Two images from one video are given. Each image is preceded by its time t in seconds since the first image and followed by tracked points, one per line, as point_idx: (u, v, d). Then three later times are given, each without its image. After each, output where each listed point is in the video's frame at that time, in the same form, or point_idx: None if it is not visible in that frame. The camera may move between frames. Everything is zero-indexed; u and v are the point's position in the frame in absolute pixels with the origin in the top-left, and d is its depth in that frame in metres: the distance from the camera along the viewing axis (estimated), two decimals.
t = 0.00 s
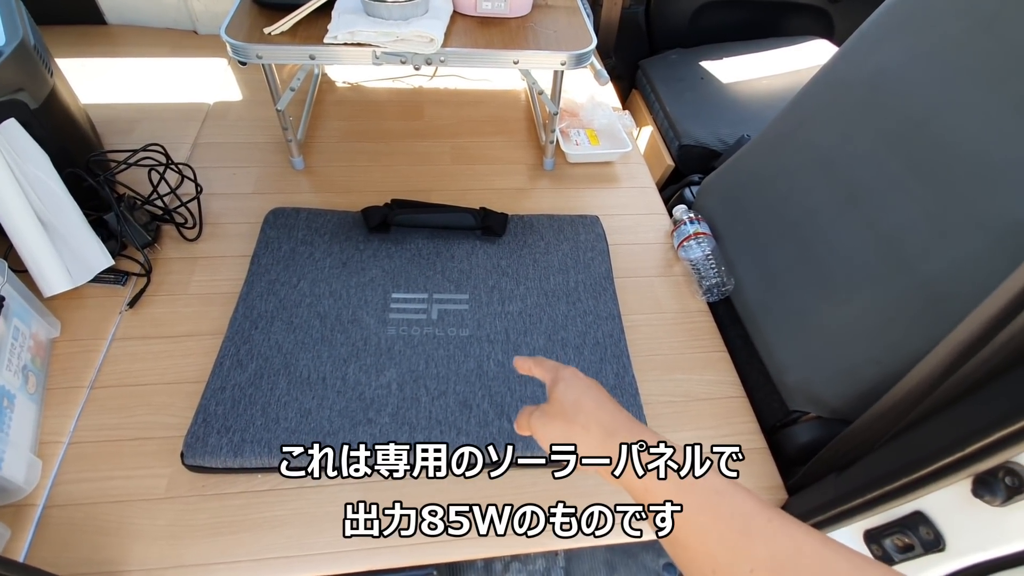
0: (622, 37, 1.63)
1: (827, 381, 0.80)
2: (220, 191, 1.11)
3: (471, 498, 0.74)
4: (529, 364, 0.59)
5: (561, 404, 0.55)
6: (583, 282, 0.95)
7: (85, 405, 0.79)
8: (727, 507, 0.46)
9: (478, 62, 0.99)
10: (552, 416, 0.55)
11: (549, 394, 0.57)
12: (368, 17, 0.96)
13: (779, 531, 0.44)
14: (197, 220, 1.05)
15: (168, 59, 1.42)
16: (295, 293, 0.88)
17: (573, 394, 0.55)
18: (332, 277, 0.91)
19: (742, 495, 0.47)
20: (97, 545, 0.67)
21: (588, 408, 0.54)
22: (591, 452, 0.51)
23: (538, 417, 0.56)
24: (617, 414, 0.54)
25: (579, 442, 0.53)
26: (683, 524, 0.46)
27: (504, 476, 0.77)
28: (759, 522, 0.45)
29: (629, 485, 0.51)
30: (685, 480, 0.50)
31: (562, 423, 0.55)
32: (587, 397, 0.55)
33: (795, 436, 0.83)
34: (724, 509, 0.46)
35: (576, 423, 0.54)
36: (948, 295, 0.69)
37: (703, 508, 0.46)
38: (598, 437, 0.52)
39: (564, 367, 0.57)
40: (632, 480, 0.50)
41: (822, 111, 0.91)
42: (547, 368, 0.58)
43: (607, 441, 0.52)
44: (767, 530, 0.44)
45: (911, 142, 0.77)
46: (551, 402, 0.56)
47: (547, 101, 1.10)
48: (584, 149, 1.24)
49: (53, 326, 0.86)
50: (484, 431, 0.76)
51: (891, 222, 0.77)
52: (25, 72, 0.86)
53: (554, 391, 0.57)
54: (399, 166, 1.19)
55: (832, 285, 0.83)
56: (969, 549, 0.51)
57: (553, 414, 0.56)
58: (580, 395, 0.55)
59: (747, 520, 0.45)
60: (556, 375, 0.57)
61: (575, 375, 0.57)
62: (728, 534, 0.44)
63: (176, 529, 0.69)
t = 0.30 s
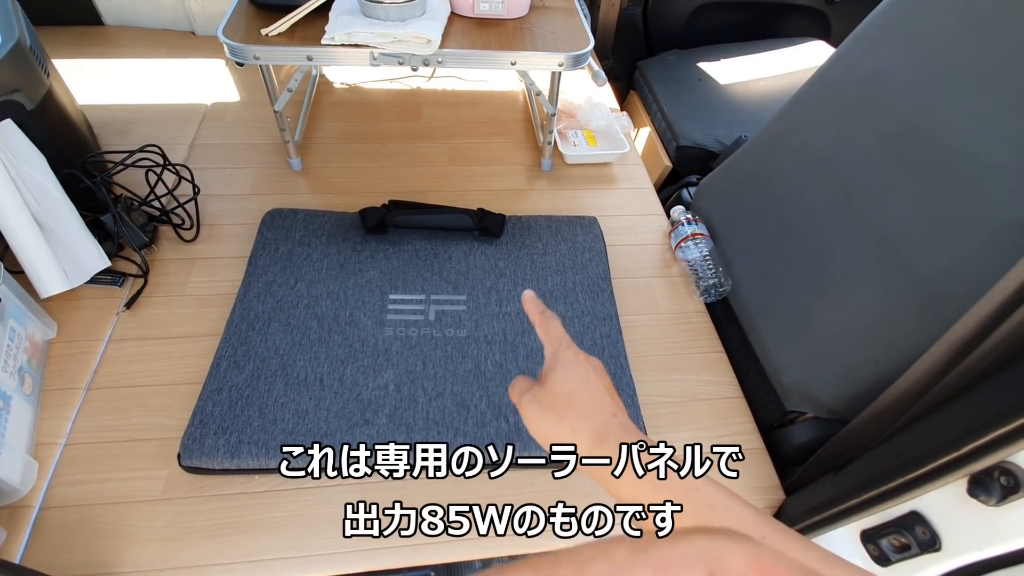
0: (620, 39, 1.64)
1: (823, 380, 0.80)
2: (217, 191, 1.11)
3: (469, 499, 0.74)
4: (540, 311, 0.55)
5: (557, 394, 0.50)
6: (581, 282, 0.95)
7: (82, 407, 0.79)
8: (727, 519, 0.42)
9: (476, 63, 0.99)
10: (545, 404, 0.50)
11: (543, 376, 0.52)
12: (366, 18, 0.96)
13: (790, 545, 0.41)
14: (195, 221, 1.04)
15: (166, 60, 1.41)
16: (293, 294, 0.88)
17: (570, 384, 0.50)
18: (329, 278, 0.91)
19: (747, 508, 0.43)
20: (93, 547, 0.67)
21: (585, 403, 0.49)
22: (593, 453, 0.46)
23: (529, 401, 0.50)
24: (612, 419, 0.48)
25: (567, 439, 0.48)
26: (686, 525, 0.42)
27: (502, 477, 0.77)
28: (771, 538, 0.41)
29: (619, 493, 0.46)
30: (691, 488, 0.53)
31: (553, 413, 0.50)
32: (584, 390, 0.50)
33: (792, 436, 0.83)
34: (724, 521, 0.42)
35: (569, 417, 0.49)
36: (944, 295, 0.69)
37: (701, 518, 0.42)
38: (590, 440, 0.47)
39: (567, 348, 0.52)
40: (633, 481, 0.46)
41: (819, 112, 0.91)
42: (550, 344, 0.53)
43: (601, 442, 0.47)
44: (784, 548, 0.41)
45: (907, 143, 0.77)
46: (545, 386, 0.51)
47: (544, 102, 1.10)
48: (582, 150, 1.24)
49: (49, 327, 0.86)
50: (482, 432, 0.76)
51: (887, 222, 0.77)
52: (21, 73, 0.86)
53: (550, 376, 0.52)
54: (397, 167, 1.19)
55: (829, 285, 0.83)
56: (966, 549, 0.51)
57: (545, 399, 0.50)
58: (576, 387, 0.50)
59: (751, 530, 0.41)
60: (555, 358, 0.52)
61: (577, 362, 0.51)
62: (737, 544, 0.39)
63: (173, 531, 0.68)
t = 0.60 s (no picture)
0: (617, 43, 1.65)
1: (817, 382, 0.80)
2: (216, 194, 1.11)
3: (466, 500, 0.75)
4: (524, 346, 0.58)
5: (552, 410, 0.55)
6: (578, 285, 0.96)
7: (79, 409, 0.79)
8: (721, 524, 0.49)
9: (473, 67, 1.00)
10: (543, 423, 0.55)
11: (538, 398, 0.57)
12: (364, 22, 0.97)
13: (773, 546, 0.47)
14: (193, 223, 1.05)
15: (164, 62, 1.42)
16: (290, 297, 0.89)
17: (565, 399, 0.55)
18: (327, 281, 0.92)
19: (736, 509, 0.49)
20: (90, 549, 0.67)
21: (580, 417, 0.54)
22: (593, 455, 0.52)
23: (529, 422, 0.56)
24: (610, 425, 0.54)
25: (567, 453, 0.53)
26: (684, 525, 0.49)
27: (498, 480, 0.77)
28: (754, 537, 0.48)
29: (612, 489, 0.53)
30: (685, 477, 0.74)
31: (552, 429, 0.55)
32: (580, 404, 0.55)
33: (788, 438, 0.83)
34: (720, 526, 0.49)
35: (566, 432, 0.54)
36: (936, 298, 0.69)
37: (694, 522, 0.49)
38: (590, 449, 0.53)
39: (558, 370, 0.57)
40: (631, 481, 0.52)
41: (813, 117, 0.92)
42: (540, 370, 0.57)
43: (599, 447, 0.53)
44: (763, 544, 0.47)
45: (899, 147, 0.78)
46: (541, 407, 0.56)
47: (541, 106, 1.10)
48: (579, 153, 1.24)
49: (46, 330, 0.86)
50: (478, 434, 0.76)
51: (880, 226, 0.78)
52: (19, 75, 0.86)
53: (545, 395, 0.56)
54: (394, 170, 1.19)
55: (824, 288, 0.83)
56: (958, 549, 0.51)
57: (541, 419, 0.55)
58: (572, 401, 0.55)
59: (743, 536, 0.48)
60: (548, 378, 0.57)
61: (569, 381, 0.56)
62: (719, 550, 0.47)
63: (169, 533, 0.69)
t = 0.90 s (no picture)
0: (614, 46, 1.64)
1: (814, 385, 0.80)
2: (213, 197, 1.11)
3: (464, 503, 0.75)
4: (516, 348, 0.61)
5: (549, 415, 0.54)
6: (575, 288, 0.96)
7: (74, 411, 0.79)
8: (719, 528, 0.50)
9: (471, 70, 1.00)
10: (540, 426, 0.54)
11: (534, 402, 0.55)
12: (361, 25, 0.97)
13: (768, 551, 0.48)
14: (190, 226, 1.05)
15: (162, 65, 1.42)
16: (286, 300, 0.88)
17: (561, 403, 0.55)
18: (324, 284, 0.91)
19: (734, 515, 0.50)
20: (84, 552, 0.67)
21: (577, 421, 0.54)
22: (593, 455, 0.52)
23: (524, 427, 0.54)
24: (605, 428, 0.54)
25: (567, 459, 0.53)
26: (682, 523, 0.50)
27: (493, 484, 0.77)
28: (751, 543, 0.49)
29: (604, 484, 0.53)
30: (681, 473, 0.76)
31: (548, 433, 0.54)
32: (576, 407, 0.55)
33: (785, 441, 0.83)
34: (716, 531, 0.50)
35: (564, 436, 0.53)
36: (932, 302, 0.69)
37: (692, 524, 0.50)
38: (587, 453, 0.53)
39: (554, 375, 0.57)
40: (630, 481, 0.52)
41: (809, 120, 0.92)
42: (536, 374, 0.56)
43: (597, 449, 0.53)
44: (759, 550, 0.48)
45: (895, 151, 0.78)
46: (537, 412, 0.55)
47: (539, 109, 1.10)
48: (577, 156, 1.24)
49: (43, 332, 0.86)
50: (474, 437, 0.76)
51: (877, 229, 0.78)
52: (17, 78, 0.86)
53: (541, 400, 0.55)
54: (392, 173, 1.19)
55: (821, 292, 0.83)
56: (954, 553, 0.52)
57: (538, 425, 0.54)
58: (568, 404, 0.55)
59: (737, 539, 0.49)
60: (545, 383, 0.56)
61: (564, 385, 0.56)
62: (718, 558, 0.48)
63: (164, 537, 0.68)
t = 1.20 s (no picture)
0: (614, 48, 1.65)
1: (815, 387, 0.80)
2: (212, 198, 1.11)
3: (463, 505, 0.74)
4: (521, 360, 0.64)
5: (554, 421, 0.56)
6: (574, 290, 0.96)
7: (73, 413, 0.78)
8: (722, 532, 0.50)
9: (471, 72, 1.00)
10: (546, 433, 0.55)
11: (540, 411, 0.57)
12: (361, 27, 0.97)
13: (773, 556, 0.48)
14: (190, 227, 1.05)
15: (162, 67, 1.42)
16: (286, 301, 0.88)
17: (567, 410, 0.56)
18: (323, 285, 0.91)
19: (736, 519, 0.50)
20: (83, 555, 0.66)
21: (582, 427, 0.55)
22: (593, 454, 0.53)
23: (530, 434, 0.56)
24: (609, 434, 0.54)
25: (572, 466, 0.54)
26: (683, 524, 0.51)
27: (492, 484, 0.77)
28: (755, 548, 0.48)
29: (604, 485, 0.54)
30: (682, 475, 0.77)
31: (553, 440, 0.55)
32: (581, 414, 0.56)
33: (784, 442, 0.82)
34: (720, 536, 0.50)
35: (568, 441, 0.54)
36: (932, 303, 0.69)
37: (694, 530, 0.50)
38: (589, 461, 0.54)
39: (559, 383, 0.58)
40: (630, 480, 0.53)
41: (809, 123, 0.92)
42: (541, 383, 0.58)
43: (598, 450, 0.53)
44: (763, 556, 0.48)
45: (894, 153, 0.78)
46: (543, 419, 0.57)
47: (539, 111, 1.11)
48: (576, 158, 1.25)
49: (42, 334, 0.86)
50: (474, 439, 0.76)
51: (876, 231, 0.78)
52: (17, 79, 0.86)
53: (547, 408, 0.57)
54: (392, 174, 1.19)
55: (820, 293, 0.83)
56: (954, 555, 0.52)
57: (544, 431, 0.56)
58: (573, 412, 0.56)
59: (741, 544, 0.49)
60: (550, 391, 0.58)
61: (570, 393, 0.57)
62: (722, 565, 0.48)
63: (163, 539, 0.68)
